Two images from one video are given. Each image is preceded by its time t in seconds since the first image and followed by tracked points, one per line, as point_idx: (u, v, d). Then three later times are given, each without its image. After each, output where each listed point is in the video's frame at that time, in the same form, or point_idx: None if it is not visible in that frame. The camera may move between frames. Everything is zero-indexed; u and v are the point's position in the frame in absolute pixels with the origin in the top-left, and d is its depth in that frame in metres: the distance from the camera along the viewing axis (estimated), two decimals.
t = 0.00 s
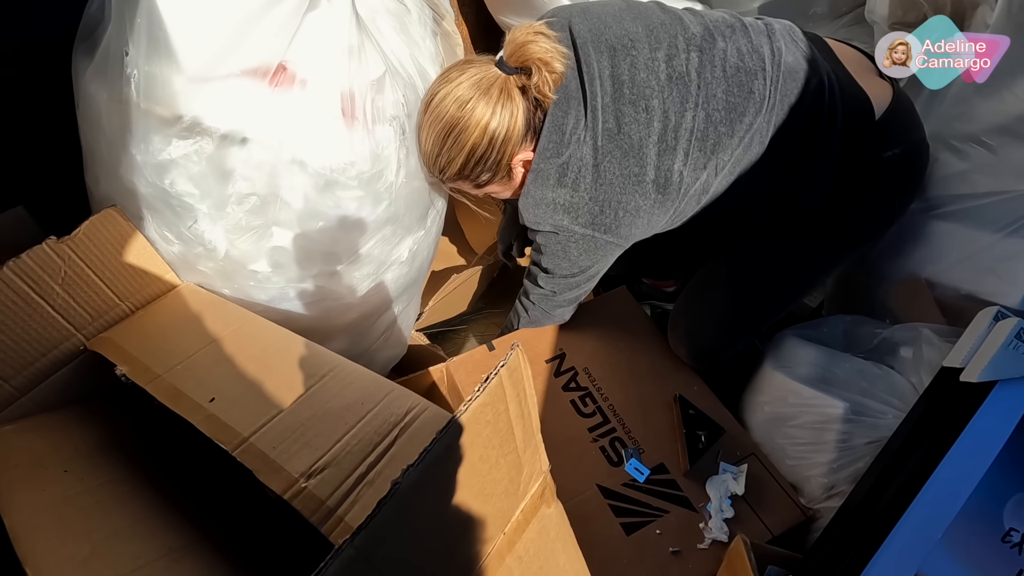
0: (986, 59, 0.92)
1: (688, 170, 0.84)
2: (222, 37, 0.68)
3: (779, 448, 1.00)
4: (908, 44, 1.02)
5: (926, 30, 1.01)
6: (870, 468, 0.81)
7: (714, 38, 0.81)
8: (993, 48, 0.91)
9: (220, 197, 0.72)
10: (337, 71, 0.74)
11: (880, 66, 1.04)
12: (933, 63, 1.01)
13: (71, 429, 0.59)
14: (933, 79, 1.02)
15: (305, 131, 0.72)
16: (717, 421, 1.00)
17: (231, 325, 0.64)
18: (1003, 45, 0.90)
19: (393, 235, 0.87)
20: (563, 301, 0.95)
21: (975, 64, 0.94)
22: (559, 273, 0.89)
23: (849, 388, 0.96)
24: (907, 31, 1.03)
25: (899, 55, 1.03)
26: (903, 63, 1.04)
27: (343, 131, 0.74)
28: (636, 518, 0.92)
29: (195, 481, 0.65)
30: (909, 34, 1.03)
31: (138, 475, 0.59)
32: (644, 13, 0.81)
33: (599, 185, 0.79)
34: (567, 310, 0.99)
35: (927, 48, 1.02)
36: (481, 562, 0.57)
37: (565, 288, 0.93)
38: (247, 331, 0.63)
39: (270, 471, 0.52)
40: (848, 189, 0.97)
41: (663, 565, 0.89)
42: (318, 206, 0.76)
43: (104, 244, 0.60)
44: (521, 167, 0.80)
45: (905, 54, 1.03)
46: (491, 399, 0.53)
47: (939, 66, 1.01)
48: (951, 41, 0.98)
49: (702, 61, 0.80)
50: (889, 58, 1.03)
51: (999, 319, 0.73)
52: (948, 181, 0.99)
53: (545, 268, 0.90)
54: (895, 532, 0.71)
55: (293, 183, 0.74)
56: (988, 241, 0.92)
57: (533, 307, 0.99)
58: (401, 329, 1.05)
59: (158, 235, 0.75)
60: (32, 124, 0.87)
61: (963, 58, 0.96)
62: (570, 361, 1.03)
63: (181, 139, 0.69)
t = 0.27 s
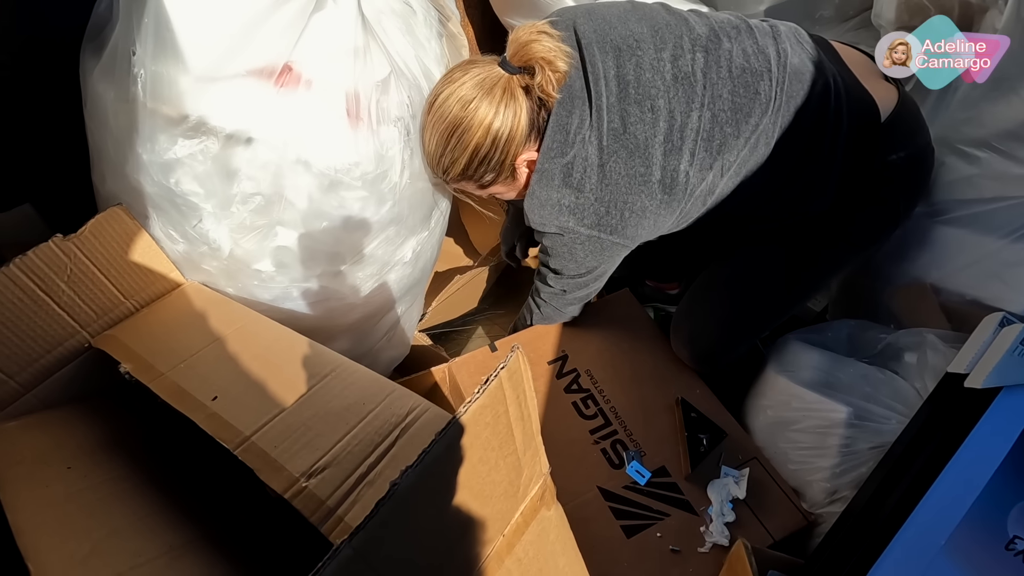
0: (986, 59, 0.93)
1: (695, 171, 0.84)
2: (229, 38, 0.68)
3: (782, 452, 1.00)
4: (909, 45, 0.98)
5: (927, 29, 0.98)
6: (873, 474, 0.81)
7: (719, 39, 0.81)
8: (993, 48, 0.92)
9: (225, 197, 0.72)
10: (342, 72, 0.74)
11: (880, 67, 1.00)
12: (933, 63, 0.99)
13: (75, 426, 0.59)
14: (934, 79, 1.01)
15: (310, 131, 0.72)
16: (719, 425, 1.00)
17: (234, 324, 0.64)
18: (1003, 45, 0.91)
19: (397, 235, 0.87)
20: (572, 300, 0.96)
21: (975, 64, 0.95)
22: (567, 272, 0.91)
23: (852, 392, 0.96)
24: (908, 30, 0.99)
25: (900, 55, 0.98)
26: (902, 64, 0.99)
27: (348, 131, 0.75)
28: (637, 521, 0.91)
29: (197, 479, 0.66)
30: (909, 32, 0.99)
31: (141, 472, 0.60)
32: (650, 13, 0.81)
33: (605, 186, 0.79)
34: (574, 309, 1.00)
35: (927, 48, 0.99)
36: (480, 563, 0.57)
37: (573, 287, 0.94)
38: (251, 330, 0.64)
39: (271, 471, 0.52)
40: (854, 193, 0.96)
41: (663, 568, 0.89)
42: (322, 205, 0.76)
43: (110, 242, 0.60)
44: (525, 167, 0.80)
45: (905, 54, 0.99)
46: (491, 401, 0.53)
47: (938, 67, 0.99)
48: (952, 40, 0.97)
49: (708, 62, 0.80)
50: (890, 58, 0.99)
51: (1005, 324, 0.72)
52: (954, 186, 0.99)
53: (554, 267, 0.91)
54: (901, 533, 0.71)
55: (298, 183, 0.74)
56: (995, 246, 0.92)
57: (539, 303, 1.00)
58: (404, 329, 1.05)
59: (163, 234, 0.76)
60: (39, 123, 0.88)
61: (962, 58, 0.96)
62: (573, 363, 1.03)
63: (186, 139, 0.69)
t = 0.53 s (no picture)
0: (986, 59, 0.94)
1: (703, 174, 0.84)
2: (236, 39, 0.69)
3: (784, 456, 1.00)
4: (909, 44, 0.97)
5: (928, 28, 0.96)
6: (876, 479, 0.80)
7: (725, 43, 0.81)
8: (993, 48, 0.93)
9: (230, 197, 0.73)
10: (349, 73, 0.74)
11: (880, 68, 0.97)
12: (933, 63, 0.98)
13: (79, 423, 0.59)
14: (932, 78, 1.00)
15: (315, 132, 0.73)
16: (722, 429, 1.00)
17: (239, 323, 0.64)
18: (1003, 45, 0.92)
19: (401, 236, 0.87)
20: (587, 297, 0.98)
21: (974, 64, 0.95)
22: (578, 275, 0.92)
23: (856, 398, 0.96)
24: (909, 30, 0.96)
25: (900, 55, 0.96)
26: (903, 65, 0.97)
27: (353, 132, 0.75)
28: (638, 524, 0.91)
29: (199, 478, 0.66)
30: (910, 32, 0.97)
31: (144, 469, 0.60)
32: (655, 17, 0.81)
33: (613, 190, 0.79)
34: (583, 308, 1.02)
35: (926, 48, 0.97)
36: (480, 565, 0.57)
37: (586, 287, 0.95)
38: (255, 329, 0.64)
39: (273, 470, 0.52)
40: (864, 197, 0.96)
41: (664, 572, 0.89)
42: (327, 206, 0.77)
43: (116, 240, 0.60)
44: (532, 174, 0.81)
45: (906, 54, 0.97)
46: (492, 404, 0.54)
47: (938, 67, 0.98)
48: (952, 40, 0.96)
49: (714, 66, 0.80)
50: (891, 58, 0.96)
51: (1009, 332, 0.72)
52: (960, 191, 0.99)
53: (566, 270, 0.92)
54: (905, 539, 0.71)
55: (303, 184, 0.74)
56: (1001, 252, 0.92)
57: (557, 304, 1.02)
58: (408, 330, 1.05)
59: (169, 233, 0.76)
60: (47, 121, 0.88)
61: (962, 58, 0.96)
62: (575, 365, 1.03)
63: (193, 139, 0.70)
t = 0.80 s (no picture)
0: (985, 59, 0.95)
1: (715, 176, 0.84)
2: (244, 39, 0.69)
3: (787, 460, 1.00)
4: (909, 45, 0.97)
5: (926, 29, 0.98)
6: (879, 486, 0.80)
7: (737, 45, 0.81)
8: (993, 48, 0.95)
9: (236, 196, 0.73)
10: (355, 74, 0.74)
11: (880, 67, 0.98)
12: (933, 63, 0.99)
13: (84, 419, 0.60)
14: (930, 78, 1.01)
15: (321, 132, 0.73)
16: (725, 432, 1.00)
17: (243, 321, 0.64)
18: (1003, 45, 0.94)
19: (405, 237, 0.88)
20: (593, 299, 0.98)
21: (974, 64, 0.97)
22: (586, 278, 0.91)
23: (860, 402, 0.95)
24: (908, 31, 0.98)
25: (899, 55, 0.97)
26: (903, 65, 0.98)
27: (359, 133, 0.75)
28: (640, 527, 0.91)
29: (202, 475, 0.66)
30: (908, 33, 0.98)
31: (147, 466, 0.60)
32: (665, 19, 0.81)
33: (624, 192, 0.79)
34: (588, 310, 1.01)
35: (926, 48, 0.99)
36: (481, 566, 0.57)
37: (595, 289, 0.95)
38: (261, 328, 0.64)
39: (277, 468, 0.52)
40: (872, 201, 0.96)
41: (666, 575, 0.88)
42: (332, 206, 0.77)
43: (122, 238, 0.61)
44: (541, 176, 0.81)
45: (906, 55, 0.97)
46: (494, 405, 0.54)
47: (937, 66, 0.99)
48: (951, 40, 0.98)
49: (725, 69, 0.80)
50: (890, 58, 0.97)
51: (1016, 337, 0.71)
52: (967, 196, 0.99)
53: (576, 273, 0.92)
54: (910, 542, 0.72)
55: (309, 184, 0.74)
56: (1007, 258, 0.91)
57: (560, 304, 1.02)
58: (411, 330, 1.06)
59: (175, 231, 0.77)
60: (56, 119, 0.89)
61: (962, 59, 0.98)
62: (578, 367, 1.03)
63: (199, 138, 0.70)
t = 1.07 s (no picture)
0: (986, 59, 0.97)
1: (763, 148, 0.81)
2: (250, 39, 0.69)
3: (792, 463, 0.99)
4: (908, 46, 0.98)
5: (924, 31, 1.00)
6: (884, 490, 0.80)
7: (771, 25, 0.81)
8: (993, 48, 0.96)
9: (242, 195, 0.73)
10: (361, 74, 0.75)
11: (881, 67, 0.97)
12: (933, 63, 0.99)
13: (89, 416, 0.60)
14: (931, 79, 1.00)
15: (327, 132, 0.73)
16: (729, 434, 0.99)
17: (248, 320, 0.65)
18: (1003, 45, 0.95)
19: (409, 237, 0.88)
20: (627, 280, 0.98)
21: (975, 63, 0.98)
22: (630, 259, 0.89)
23: (866, 406, 0.95)
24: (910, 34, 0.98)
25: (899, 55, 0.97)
26: (903, 65, 0.97)
27: (364, 133, 0.75)
28: (643, 527, 0.91)
29: (205, 473, 0.67)
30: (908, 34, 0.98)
31: (152, 463, 0.61)
32: None
33: (670, 162, 0.77)
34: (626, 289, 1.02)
35: (926, 49, 0.99)
36: (482, 567, 0.57)
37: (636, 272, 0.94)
38: (266, 326, 0.64)
39: (279, 468, 0.52)
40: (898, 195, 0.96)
41: None
42: (336, 206, 0.77)
43: (128, 237, 0.61)
44: (557, 160, 0.81)
45: (905, 55, 0.98)
46: (497, 406, 0.54)
47: (938, 67, 1.00)
48: (951, 40, 0.99)
49: (762, 42, 0.79)
50: (890, 58, 0.97)
51: None
52: (977, 198, 0.98)
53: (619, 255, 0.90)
54: (918, 542, 0.71)
55: (314, 183, 0.75)
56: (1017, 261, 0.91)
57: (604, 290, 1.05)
58: (415, 329, 1.06)
59: (181, 230, 0.77)
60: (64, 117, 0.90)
61: (963, 58, 0.99)
62: (583, 366, 1.03)
63: (206, 137, 0.70)
